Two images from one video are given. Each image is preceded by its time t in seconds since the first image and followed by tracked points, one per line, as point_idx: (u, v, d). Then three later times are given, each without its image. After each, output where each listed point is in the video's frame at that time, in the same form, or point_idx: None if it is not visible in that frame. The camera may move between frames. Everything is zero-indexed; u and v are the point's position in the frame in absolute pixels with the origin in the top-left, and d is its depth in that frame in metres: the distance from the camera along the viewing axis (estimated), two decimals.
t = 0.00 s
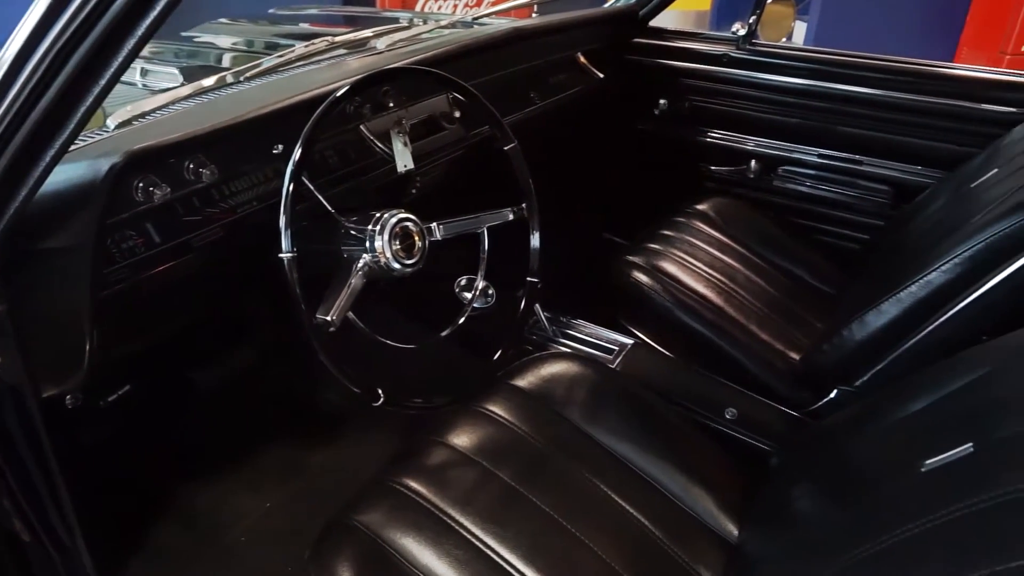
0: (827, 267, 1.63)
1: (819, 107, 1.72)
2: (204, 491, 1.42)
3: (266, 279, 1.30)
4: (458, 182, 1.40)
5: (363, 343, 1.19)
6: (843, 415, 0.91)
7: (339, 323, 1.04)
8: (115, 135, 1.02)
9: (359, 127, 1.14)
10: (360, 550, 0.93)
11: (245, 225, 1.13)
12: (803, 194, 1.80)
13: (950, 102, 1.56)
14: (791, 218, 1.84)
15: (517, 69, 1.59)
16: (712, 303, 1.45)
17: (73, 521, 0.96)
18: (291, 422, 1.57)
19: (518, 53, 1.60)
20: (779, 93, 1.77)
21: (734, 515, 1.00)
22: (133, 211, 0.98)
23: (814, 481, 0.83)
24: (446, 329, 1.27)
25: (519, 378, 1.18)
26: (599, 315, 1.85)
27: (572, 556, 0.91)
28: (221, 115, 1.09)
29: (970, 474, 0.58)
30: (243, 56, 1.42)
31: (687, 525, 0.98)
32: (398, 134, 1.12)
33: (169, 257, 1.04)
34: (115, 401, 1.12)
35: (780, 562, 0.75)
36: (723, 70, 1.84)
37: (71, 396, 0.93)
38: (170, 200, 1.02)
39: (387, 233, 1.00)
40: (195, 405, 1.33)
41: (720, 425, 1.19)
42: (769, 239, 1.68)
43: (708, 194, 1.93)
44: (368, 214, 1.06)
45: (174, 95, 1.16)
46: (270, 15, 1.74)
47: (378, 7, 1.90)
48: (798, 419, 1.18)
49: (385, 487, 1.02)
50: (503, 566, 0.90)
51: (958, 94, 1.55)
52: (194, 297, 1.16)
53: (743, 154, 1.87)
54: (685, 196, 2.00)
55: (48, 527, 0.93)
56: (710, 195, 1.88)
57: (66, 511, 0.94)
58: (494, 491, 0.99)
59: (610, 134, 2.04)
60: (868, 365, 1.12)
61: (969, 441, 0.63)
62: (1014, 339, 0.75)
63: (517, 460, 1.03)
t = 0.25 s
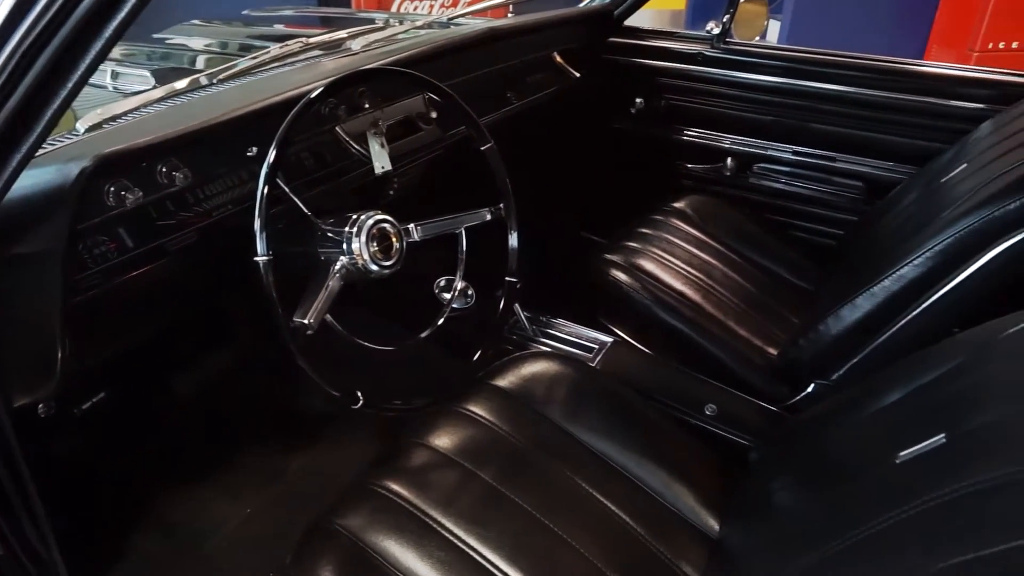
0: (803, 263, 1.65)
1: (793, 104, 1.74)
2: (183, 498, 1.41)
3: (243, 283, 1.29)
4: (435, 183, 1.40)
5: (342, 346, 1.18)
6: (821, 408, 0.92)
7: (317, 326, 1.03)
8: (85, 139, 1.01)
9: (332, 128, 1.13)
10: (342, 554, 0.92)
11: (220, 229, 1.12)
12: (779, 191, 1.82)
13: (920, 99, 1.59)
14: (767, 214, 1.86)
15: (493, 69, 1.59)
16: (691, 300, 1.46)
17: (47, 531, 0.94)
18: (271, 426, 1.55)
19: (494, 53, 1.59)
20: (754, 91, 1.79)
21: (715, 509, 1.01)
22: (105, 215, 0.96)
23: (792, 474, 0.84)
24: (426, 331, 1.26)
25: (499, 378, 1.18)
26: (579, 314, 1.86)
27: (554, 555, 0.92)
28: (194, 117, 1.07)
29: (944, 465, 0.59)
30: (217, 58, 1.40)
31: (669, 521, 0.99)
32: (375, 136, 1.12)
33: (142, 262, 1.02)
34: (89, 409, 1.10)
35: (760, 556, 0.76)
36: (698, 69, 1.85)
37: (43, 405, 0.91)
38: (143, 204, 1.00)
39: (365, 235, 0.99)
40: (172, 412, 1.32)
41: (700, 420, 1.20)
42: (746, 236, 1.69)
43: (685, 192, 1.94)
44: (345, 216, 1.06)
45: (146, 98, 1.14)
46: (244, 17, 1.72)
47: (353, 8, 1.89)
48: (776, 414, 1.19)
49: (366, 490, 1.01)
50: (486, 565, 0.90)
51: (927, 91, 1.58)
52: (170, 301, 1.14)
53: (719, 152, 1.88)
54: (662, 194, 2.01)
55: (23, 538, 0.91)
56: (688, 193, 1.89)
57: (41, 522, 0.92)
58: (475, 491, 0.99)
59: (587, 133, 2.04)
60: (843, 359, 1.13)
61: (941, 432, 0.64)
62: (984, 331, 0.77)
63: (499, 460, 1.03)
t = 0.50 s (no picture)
0: (780, 260, 1.67)
1: (769, 103, 1.76)
2: (162, 505, 1.39)
3: (220, 286, 1.27)
4: (413, 184, 1.40)
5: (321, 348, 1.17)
6: (799, 403, 0.93)
7: (296, 329, 1.02)
8: (55, 142, 0.99)
9: (311, 130, 1.11)
10: (324, 558, 0.92)
11: (195, 232, 1.10)
12: (756, 188, 1.83)
13: (892, 96, 1.61)
14: (745, 211, 1.87)
15: (470, 69, 1.59)
16: (671, 298, 1.47)
17: (22, 542, 0.93)
18: (251, 431, 1.54)
19: (471, 54, 1.59)
20: (730, 90, 1.80)
21: (696, 505, 1.02)
22: (77, 220, 0.95)
23: (771, 468, 0.85)
24: (405, 332, 1.26)
25: (481, 379, 1.18)
26: (560, 314, 1.86)
27: (537, 554, 0.92)
28: (167, 120, 1.06)
29: (918, 456, 0.60)
30: (190, 60, 1.39)
31: (652, 518, 0.99)
32: (352, 137, 1.11)
33: (116, 267, 1.01)
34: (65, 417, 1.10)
35: (741, 550, 0.76)
36: (675, 68, 1.86)
37: (16, 413, 0.90)
38: (116, 208, 0.99)
39: (343, 237, 0.99)
40: (149, 418, 1.30)
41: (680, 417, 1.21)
42: (724, 233, 1.71)
43: (664, 191, 1.95)
44: (323, 218, 1.05)
45: (118, 101, 1.13)
46: (219, 18, 1.71)
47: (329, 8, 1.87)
48: (756, 409, 1.20)
49: (348, 493, 1.01)
50: (469, 566, 0.90)
51: (899, 88, 1.60)
52: (145, 306, 1.13)
53: (696, 150, 1.89)
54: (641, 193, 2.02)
55: None
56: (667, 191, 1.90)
57: (15, 532, 0.91)
58: (458, 492, 0.99)
59: (565, 132, 2.05)
60: (821, 354, 1.14)
61: (916, 424, 0.65)
62: (957, 324, 0.78)
63: (482, 461, 1.03)
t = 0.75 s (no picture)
0: (758, 256, 1.68)
1: (745, 101, 1.77)
2: (141, 513, 1.37)
3: (198, 291, 1.26)
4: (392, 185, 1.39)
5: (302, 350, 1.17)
6: (778, 398, 0.94)
7: (275, 333, 1.01)
8: (25, 147, 0.97)
9: (288, 132, 1.10)
10: (307, 562, 0.91)
11: (171, 237, 1.09)
12: (734, 186, 1.85)
13: (865, 94, 1.63)
14: (723, 209, 1.89)
15: (448, 69, 1.58)
16: (651, 295, 1.48)
17: None
18: (231, 436, 1.53)
19: (448, 54, 1.59)
20: (707, 88, 1.81)
21: (679, 502, 1.03)
22: (49, 225, 0.93)
23: (752, 463, 0.85)
24: (386, 333, 1.25)
25: (462, 379, 1.18)
26: (541, 313, 1.87)
27: (521, 553, 0.92)
28: (140, 122, 1.05)
29: (894, 448, 0.60)
30: (164, 62, 1.37)
31: (634, 515, 1.00)
32: (329, 138, 1.09)
33: (90, 273, 1.00)
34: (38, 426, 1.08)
35: (724, 545, 0.77)
36: (652, 67, 1.87)
37: None
38: (89, 213, 0.97)
39: (320, 239, 0.98)
40: (126, 425, 1.28)
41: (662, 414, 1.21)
42: (703, 231, 1.72)
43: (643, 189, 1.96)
44: (300, 220, 1.04)
45: (90, 104, 1.11)
46: (193, 19, 1.69)
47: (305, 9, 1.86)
48: (736, 405, 1.21)
49: (331, 496, 1.00)
50: (452, 567, 0.90)
51: (873, 86, 1.62)
52: (121, 312, 1.11)
53: (674, 148, 1.90)
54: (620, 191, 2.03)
55: None
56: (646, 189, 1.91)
57: None
58: (441, 493, 0.99)
59: (544, 132, 2.05)
60: (800, 349, 1.16)
61: (891, 417, 0.66)
62: (931, 317, 0.79)
63: (464, 462, 1.03)
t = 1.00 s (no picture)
0: (737, 253, 1.70)
1: (722, 99, 1.79)
2: (120, 521, 1.35)
3: (174, 296, 1.24)
4: (370, 186, 1.38)
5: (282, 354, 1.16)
6: (758, 393, 0.95)
7: (253, 337, 1.00)
8: None
9: (264, 134, 1.09)
10: (289, 568, 0.90)
11: (146, 241, 1.08)
12: (712, 183, 1.86)
13: (839, 91, 1.65)
14: (702, 206, 1.90)
15: (425, 70, 1.58)
16: (631, 294, 1.48)
17: None
18: (211, 442, 1.51)
19: (425, 55, 1.58)
20: (683, 87, 1.82)
21: (662, 499, 1.03)
22: (19, 231, 0.91)
23: (733, 458, 0.86)
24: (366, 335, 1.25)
25: (444, 381, 1.17)
26: (522, 313, 1.87)
27: (505, 554, 0.91)
28: (112, 125, 1.03)
29: (871, 441, 0.61)
30: (137, 64, 1.35)
31: (618, 513, 1.00)
32: (306, 140, 1.09)
33: (63, 279, 0.98)
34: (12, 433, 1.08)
35: (706, 541, 0.77)
36: (629, 66, 1.88)
37: None
38: (61, 218, 0.96)
39: (298, 241, 0.97)
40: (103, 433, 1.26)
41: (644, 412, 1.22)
42: (682, 229, 1.73)
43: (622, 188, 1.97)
44: (278, 223, 1.04)
45: (61, 108, 1.09)
46: (167, 21, 1.67)
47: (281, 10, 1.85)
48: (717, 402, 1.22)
49: (313, 501, 1.00)
50: (437, 569, 0.89)
51: (847, 83, 1.64)
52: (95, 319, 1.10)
53: (652, 147, 1.91)
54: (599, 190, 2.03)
55: None
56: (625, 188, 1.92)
57: None
58: (424, 495, 0.98)
59: (523, 132, 2.05)
60: (779, 344, 1.17)
61: (868, 410, 0.67)
62: (905, 311, 0.80)
63: (447, 463, 1.03)
